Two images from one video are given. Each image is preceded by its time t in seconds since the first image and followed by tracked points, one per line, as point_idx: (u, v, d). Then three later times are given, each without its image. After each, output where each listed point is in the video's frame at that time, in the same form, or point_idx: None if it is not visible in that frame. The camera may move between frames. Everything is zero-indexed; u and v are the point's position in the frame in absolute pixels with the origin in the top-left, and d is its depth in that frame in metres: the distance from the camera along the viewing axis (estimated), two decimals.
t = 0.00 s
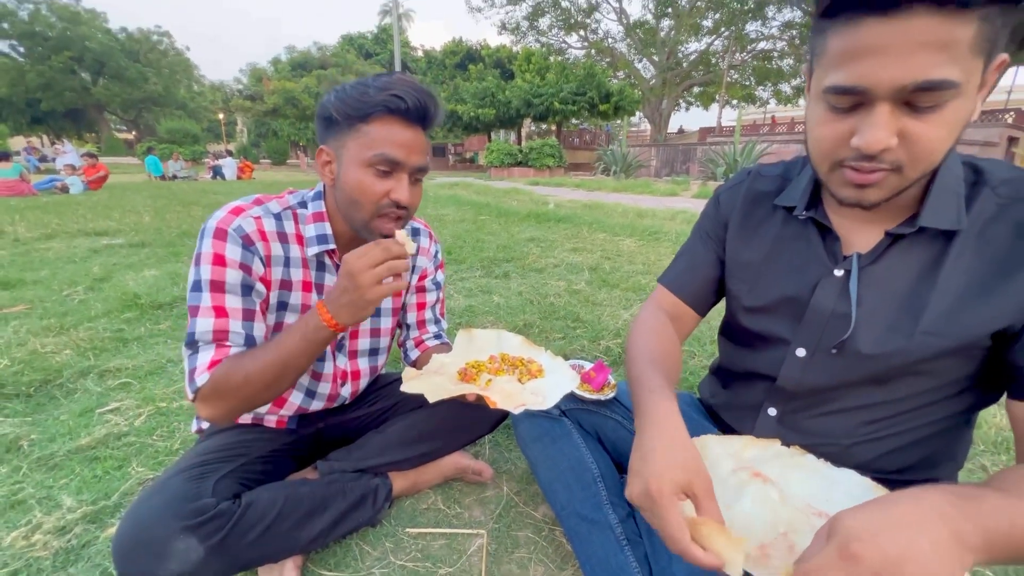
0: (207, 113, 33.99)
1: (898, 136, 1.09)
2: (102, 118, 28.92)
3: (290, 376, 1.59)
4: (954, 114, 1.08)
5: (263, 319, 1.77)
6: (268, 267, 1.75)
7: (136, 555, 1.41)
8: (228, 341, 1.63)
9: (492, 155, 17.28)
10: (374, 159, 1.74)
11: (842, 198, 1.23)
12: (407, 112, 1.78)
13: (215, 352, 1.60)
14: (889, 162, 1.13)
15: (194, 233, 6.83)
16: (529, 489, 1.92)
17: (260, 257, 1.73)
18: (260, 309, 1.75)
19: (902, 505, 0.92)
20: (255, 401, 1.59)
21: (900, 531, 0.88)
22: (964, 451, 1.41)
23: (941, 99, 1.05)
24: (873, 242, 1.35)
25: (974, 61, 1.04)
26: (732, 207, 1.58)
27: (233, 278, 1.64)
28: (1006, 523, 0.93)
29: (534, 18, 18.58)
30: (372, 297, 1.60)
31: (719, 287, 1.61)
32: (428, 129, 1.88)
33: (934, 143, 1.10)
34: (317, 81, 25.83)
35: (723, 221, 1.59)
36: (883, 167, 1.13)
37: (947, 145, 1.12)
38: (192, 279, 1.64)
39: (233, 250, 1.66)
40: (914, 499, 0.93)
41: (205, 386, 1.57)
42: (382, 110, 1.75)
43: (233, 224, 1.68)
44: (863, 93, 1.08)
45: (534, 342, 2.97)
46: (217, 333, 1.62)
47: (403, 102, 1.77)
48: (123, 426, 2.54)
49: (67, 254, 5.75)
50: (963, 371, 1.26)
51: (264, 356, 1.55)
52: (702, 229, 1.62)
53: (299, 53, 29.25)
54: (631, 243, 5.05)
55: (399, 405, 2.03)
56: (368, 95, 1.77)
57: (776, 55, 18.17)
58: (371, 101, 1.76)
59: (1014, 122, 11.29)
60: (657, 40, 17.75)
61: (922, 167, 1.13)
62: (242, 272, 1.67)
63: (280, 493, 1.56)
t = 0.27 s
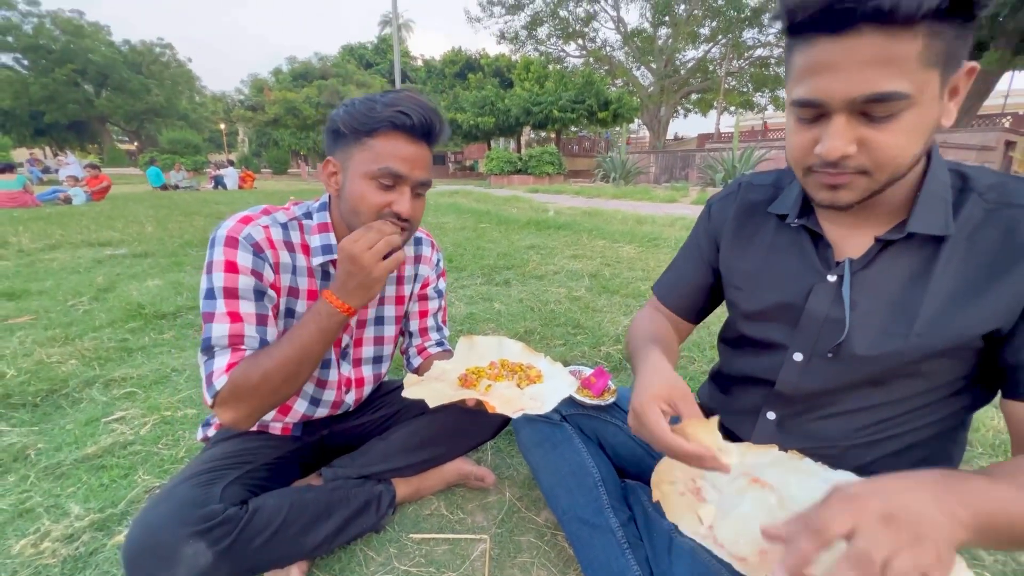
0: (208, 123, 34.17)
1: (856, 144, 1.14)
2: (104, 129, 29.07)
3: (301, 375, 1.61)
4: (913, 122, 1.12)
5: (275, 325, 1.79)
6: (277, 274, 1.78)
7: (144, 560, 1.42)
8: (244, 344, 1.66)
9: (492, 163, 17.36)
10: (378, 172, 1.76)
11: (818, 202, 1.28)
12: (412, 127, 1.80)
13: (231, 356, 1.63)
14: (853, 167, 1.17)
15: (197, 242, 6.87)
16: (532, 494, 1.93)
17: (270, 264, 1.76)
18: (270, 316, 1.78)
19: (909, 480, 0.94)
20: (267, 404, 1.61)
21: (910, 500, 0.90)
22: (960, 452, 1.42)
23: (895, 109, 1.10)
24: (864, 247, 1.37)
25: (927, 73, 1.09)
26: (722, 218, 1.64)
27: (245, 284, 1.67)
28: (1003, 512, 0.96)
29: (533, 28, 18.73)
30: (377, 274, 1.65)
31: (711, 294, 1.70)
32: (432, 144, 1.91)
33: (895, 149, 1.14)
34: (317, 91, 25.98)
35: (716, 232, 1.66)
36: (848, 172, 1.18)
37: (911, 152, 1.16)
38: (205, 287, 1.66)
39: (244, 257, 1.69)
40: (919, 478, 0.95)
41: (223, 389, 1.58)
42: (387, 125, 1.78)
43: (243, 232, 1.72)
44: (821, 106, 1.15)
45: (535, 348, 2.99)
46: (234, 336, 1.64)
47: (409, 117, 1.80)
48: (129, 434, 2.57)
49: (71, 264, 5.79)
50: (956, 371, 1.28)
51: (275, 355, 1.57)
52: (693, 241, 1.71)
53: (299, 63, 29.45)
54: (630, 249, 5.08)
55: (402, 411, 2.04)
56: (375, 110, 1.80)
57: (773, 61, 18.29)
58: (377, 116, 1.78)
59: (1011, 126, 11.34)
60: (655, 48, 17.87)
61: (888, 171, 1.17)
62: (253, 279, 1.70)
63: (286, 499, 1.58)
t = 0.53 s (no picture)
0: (211, 130, 34.35)
1: (783, 146, 1.25)
2: (108, 136, 29.24)
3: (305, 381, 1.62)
4: (835, 129, 1.21)
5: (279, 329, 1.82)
6: (282, 278, 1.80)
7: (150, 559, 1.44)
8: (249, 348, 1.68)
9: (493, 168, 17.42)
10: (383, 178, 1.78)
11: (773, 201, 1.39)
12: (417, 135, 1.83)
13: (237, 358, 1.65)
14: (785, 168, 1.28)
15: (201, 248, 6.92)
16: (534, 497, 1.94)
17: (275, 268, 1.77)
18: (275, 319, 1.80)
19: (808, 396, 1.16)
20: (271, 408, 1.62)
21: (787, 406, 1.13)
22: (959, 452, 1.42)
23: (813, 115, 1.21)
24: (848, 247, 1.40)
25: (844, 83, 1.19)
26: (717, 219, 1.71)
27: (252, 288, 1.69)
28: (893, 447, 1.10)
29: (534, 34, 18.84)
30: (389, 288, 1.66)
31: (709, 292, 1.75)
32: (436, 151, 1.94)
33: (819, 153, 1.23)
34: (319, 98, 26.10)
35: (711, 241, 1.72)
36: (782, 171, 1.28)
37: (838, 157, 1.24)
38: (211, 291, 1.68)
39: (250, 261, 1.71)
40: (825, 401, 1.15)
41: (229, 391, 1.61)
42: (393, 132, 1.81)
43: (249, 236, 1.74)
44: (757, 112, 1.29)
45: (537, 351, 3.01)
46: (239, 340, 1.66)
47: (414, 125, 1.82)
48: (135, 438, 2.59)
49: (76, 270, 5.83)
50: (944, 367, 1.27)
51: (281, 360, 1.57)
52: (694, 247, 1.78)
53: (301, 70, 29.62)
54: (631, 254, 5.10)
55: (408, 412, 2.05)
56: (381, 118, 1.82)
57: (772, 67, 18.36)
58: (383, 123, 1.81)
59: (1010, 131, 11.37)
60: (655, 54, 17.95)
61: (817, 175, 1.26)
62: (259, 282, 1.71)
63: (291, 500, 1.59)
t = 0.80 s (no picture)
0: (216, 133, 34.51)
1: (739, 141, 1.38)
2: (114, 140, 29.40)
3: (293, 386, 1.64)
4: (783, 125, 1.33)
5: (276, 329, 1.83)
6: (284, 277, 1.82)
7: (159, 556, 1.46)
8: (239, 345, 1.70)
9: (496, 171, 17.46)
10: (393, 182, 1.80)
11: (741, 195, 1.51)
12: (428, 141, 1.85)
13: (226, 355, 1.67)
14: (744, 161, 1.40)
15: (206, 250, 6.95)
16: (536, 497, 1.95)
17: (277, 267, 1.79)
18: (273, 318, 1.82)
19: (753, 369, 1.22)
20: (253, 409, 1.64)
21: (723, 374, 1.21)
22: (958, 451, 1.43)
23: (763, 111, 1.34)
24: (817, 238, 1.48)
25: (790, 84, 1.32)
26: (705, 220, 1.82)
27: (250, 285, 1.71)
28: (829, 421, 1.14)
29: (537, 38, 18.89)
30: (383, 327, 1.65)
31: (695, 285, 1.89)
32: (446, 157, 1.96)
33: (770, 147, 1.35)
34: (323, 101, 26.19)
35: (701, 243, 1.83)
36: (742, 164, 1.41)
37: (789, 151, 1.35)
38: (211, 286, 1.70)
39: (252, 259, 1.73)
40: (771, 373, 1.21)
41: (213, 388, 1.62)
42: (405, 138, 1.83)
43: (254, 234, 1.76)
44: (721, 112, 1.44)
45: (540, 353, 3.02)
46: (230, 337, 1.68)
47: (426, 131, 1.84)
48: (141, 437, 2.62)
49: (83, 271, 5.87)
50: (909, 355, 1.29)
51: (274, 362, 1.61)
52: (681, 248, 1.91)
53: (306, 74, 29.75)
54: (635, 256, 5.11)
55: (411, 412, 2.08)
56: (394, 123, 1.84)
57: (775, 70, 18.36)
58: (395, 129, 1.83)
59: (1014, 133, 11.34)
60: (658, 57, 17.97)
61: (771, 168, 1.38)
62: (258, 280, 1.73)
63: (296, 499, 1.61)
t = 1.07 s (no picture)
0: (221, 133, 34.63)
1: (712, 145, 1.43)
2: (119, 140, 29.51)
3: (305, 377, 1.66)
4: (752, 128, 1.38)
5: (280, 329, 1.84)
6: (288, 277, 1.83)
7: (160, 555, 1.46)
8: (246, 344, 1.70)
9: (500, 171, 17.46)
10: (397, 183, 1.80)
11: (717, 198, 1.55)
12: (433, 144, 1.86)
13: (233, 354, 1.67)
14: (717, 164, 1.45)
15: (210, 250, 6.97)
16: (538, 497, 1.96)
17: (282, 267, 1.81)
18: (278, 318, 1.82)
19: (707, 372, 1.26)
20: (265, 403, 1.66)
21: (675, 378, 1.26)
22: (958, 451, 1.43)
23: (732, 115, 1.39)
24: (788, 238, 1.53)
25: (755, 88, 1.36)
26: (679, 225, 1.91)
27: (255, 285, 1.73)
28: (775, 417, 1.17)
29: (541, 38, 18.89)
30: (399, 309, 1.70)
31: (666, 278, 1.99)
32: (451, 162, 1.96)
33: (740, 149, 1.39)
34: (327, 101, 26.25)
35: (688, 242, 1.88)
36: (714, 168, 1.45)
37: (758, 153, 1.40)
38: (216, 284, 1.71)
39: (258, 258, 1.74)
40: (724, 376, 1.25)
41: (224, 385, 1.62)
42: (411, 140, 1.84)
43: (259, 234, 1.78)
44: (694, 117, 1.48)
45: (542, 353, 3.03)
46: (237, 336, 1.68)
47: (431, 134, 1.85)
48: (145, 436, 2.64)
49: (88, 271, 5.90)
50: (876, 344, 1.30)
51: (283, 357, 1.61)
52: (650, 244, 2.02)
53: (310, 75, 29.83)
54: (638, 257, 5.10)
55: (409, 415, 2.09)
56: (400, 125, 1.86)
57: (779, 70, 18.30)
58: (401, 131, 1.84)
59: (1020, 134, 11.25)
60: (662, 57, 17.94)
61: (743, 170, 1.42)
62: (264, 280, 1.75)
63: (298, 497, 1.61)
